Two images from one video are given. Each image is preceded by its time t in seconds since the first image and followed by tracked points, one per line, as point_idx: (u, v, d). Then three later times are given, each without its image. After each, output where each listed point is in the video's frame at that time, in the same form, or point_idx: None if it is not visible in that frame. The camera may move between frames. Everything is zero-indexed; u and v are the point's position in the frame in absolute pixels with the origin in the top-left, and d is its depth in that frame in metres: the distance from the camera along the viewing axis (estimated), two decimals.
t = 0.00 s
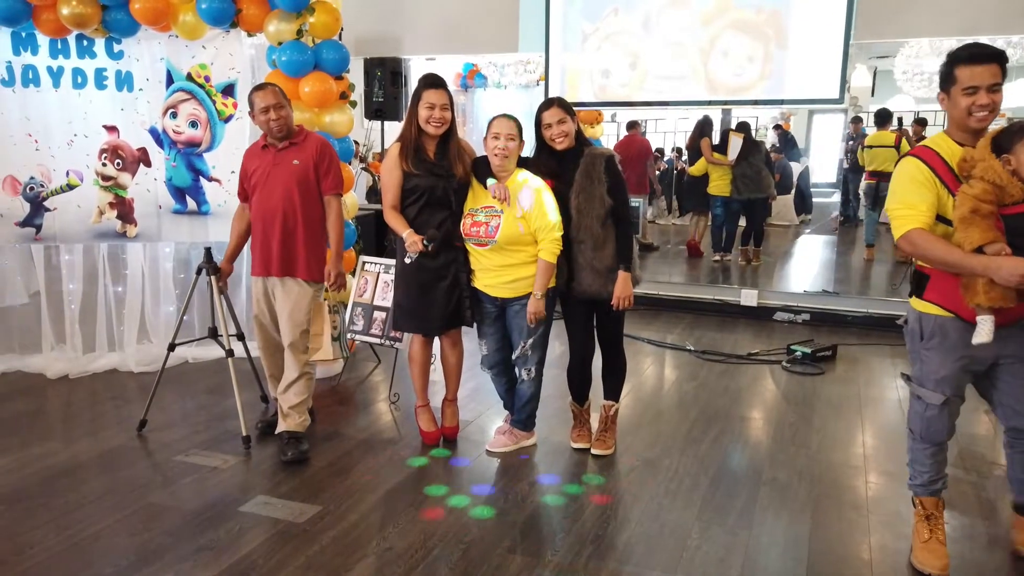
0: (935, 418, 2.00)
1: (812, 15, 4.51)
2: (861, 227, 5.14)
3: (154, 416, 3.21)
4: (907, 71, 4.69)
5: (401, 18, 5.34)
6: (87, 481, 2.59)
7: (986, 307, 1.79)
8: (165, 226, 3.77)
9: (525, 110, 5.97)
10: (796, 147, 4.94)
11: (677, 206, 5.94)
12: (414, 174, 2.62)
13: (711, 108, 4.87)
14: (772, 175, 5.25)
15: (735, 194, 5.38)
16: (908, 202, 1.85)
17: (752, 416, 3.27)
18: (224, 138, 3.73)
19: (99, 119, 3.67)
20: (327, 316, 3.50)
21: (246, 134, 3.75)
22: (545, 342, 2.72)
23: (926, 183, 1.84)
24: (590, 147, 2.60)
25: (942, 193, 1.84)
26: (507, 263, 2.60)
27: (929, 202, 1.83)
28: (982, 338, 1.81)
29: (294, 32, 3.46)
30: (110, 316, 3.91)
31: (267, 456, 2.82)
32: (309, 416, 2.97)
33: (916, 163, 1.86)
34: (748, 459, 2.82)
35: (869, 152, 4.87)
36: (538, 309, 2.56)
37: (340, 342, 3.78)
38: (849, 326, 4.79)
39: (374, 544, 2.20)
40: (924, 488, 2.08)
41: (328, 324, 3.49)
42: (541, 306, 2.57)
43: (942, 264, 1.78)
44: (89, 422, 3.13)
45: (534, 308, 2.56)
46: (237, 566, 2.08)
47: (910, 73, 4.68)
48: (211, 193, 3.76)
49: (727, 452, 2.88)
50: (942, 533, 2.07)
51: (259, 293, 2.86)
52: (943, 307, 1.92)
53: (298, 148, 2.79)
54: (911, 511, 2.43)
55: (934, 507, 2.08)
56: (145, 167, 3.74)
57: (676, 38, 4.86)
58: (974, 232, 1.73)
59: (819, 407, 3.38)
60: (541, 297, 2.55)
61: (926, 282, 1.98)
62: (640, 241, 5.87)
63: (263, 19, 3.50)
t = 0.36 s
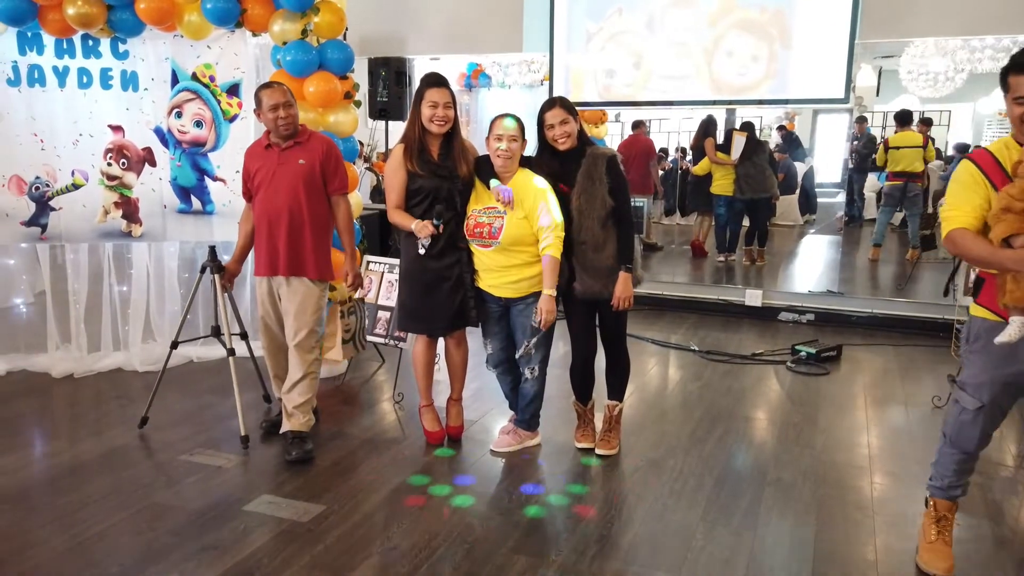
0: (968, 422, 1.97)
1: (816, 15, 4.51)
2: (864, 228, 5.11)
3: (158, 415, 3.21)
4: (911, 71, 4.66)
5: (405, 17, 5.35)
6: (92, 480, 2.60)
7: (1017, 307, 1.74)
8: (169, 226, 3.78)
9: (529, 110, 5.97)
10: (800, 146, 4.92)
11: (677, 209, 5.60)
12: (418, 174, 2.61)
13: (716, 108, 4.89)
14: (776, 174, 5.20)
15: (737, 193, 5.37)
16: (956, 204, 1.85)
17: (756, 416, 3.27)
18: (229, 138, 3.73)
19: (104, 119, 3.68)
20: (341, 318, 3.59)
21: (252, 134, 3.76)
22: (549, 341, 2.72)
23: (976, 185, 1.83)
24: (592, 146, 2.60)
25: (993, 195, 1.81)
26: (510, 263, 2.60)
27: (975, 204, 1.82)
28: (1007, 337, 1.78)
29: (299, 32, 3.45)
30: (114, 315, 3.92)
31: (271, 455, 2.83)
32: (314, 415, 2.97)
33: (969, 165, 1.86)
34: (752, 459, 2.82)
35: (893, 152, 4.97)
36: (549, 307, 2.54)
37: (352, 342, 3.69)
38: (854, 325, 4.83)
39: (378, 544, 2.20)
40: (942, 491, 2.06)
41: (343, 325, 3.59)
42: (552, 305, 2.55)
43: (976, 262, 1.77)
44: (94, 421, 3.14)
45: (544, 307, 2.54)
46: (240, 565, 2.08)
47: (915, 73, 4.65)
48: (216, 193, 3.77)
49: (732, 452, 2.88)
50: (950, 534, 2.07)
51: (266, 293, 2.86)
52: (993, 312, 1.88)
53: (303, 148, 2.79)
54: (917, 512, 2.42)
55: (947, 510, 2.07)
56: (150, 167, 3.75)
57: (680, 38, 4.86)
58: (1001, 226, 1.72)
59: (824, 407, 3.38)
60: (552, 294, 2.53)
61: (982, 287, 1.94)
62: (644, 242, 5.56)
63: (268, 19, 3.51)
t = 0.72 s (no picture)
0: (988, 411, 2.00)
1: (819, 14, 4.49)
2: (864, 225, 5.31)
3: (160, 415, 3.22)
4: (913, 71, 4.93)
5: (407, 17, 5.35)
6: (93, 480, 2.60)
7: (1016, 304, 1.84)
8: (170, 226, 3.77)
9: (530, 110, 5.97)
10: (801, 147, 4.92)
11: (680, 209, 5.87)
12: (414, 174, 2.62)
13: (717, 107, 4.87)
14: (776, 174, 5.22)
15: (738, 192, 5.33)
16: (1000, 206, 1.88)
17: (758, 416, 3.26)
18: (230, 138, 3.73)
19: (106, 119, 3.68)
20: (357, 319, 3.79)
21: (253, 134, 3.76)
22: (549, 341, 2.72)
23: None
24: (590, 146, 2.58)
25: None
26: (509, 264, 2.60)
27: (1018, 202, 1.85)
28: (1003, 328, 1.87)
29: (300, 32, 3.46)
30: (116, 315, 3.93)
31: (272, 455, 2.83)
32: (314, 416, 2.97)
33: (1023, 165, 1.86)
34: (754, 460, 2.82)
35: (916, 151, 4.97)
36: (544, 312, 2.56)
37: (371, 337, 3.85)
38: (856, 326, 4.77)
39: (379, 544, 2.20)
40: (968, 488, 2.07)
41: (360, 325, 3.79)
42: (548, 309, 2.56)
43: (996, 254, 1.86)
44: (95, 421, 3.14)
45: (540, 313, 2.56)
46: (241, 566, 2.08)
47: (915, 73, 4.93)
48: (219, 193, 3.77)
49: (733, 452, 2.88)
50: (967, 538, 2.07)
51: (265, 292, 2.86)
52: None
53: (301, 147, 2.79)
54: (919, 512, 2.42)
55: (971, 515, 2.06)
56: (152, 167, 3.75)
57: (682, 38, 4.85)
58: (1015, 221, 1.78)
59: (825, 407, 3.38)
60: (547, 299, 2.54)
61: None
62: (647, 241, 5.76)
63: (269, 19, 3.50)
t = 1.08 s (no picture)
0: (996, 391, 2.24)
1: (820, 15, 4.49)
2: (870, 227, 5.11)
3: (161, 414, 3.22)
4: (915, 71, 4.75)
5: (408, 17, 5.35)
6: (94, 479, 2.60)
7: (1000, 294, 2.20)
8: (172, 226, 3.77)
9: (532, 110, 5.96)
10: (802, 147, 4.87)
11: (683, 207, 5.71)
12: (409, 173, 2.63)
13: (718, 107, 4.87)
14: (777, 174, 5.21)
15: (740, 191, 5.41)
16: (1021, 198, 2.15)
17: (759, 416, 3.26)
18: (232, 138, 3.73)
19: (107, 119, 3.68)
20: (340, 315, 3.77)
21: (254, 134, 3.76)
22: (549, 340, 2.72)
23: None
24: (588, 144, 2.60)
25: None
26: (507, 263, 2.59)
27: None
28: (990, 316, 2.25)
29: (301, 32, 3.46)
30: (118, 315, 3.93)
31: (273, 455, 2.82)
32: (315, 416, 2.97)
33: None
34: (755, 460, 2.81)
35: (927, 150, 4.96)
36: (543, 309, 2.53)
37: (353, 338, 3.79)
38: (858, 326, 4.80)
39: (380, 544, 2.20)
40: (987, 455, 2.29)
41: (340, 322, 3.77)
42: (547, 305, 2.54)
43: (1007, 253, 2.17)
44: (97, 421, 3.14)
45: (539, 308, 2.53)
46: (242, 566, 2.08)
47: (918, 73, 4.75)
48: (220, 193, 3.77)
49: (735, 452, 2.88)
50: (984, 501, 2.24)
51: (266, 293, 2.86)
52: None
53: (299, 146, 2.78)
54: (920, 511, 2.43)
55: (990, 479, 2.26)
56: (153, 167, 3.75)
57: (684, 38, 4.85)
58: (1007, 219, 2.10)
59: (826, 408, 3.37)
60: (545, 296, 2.53)
61: None
62: (648, 242, 5.77)
63: (270, 19, 3.50)
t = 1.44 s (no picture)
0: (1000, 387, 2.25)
1: (822, 13, 4.49)
2: (872, 227, 4.96)
3: (162, 413, 3.21)
4: (916, 71, 4.71)
5: (409, 17, 5.35)
6: (96, 478, 2.60)
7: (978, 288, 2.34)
8: (173, 225, 3.77)
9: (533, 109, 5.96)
10: (803, 146, 4.91)
11: (681, 207, 5.66)
12: (408, 171, 2.63)
13: (720, 107, 4.87)
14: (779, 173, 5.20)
15: (744, 191, 5.37)
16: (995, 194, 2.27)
17: (761, 416, 3.26)
18: (232, 137, 3.74)
19: (109, 118, 3.68)
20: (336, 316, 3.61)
21: (255, 133, 3.77)
22: (546, 342, 2.69)
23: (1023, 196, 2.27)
24: (590, 141, 2.56)
25: None
26: (504, 266, 2.59)
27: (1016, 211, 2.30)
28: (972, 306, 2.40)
29: (303, 30, 3.46)
30: (119, 314, 3.93)
31: (274, 454, 2.82)
32: (316, 414, 2.96)
33: None
34: (757, 459, 2.80)
35: (924, 150, 4.97)
36: (532, 313, 2.54)
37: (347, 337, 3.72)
38: (859, 326, 4.84)
39: (381, 544, 2.19)
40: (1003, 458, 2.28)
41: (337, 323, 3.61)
42: (537, 309, 2.54)
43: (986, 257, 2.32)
44: (98, 420, 3.14)
45: (529, 311, 2.54)
46: (243, 565, 2.08)
47: (921, 73, 4.71)
48: (220, 191, 3.79)
49: (736, 451, 2.88)
50: (998, 503, 2.27)
51: (264, 292, 2.86)
52: None
53: (298, 145, 2.78)
54: (923, 510, 2.43)
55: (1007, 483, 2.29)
56: (155, 166, 3.74)
57: (685, 37, 4.85)
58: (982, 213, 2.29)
59: (828, 408, 3.36)
60: (536, 299, 2.53)
61: None
62: (648, 242, 5.74)
63: (272, 18, 3.50)
